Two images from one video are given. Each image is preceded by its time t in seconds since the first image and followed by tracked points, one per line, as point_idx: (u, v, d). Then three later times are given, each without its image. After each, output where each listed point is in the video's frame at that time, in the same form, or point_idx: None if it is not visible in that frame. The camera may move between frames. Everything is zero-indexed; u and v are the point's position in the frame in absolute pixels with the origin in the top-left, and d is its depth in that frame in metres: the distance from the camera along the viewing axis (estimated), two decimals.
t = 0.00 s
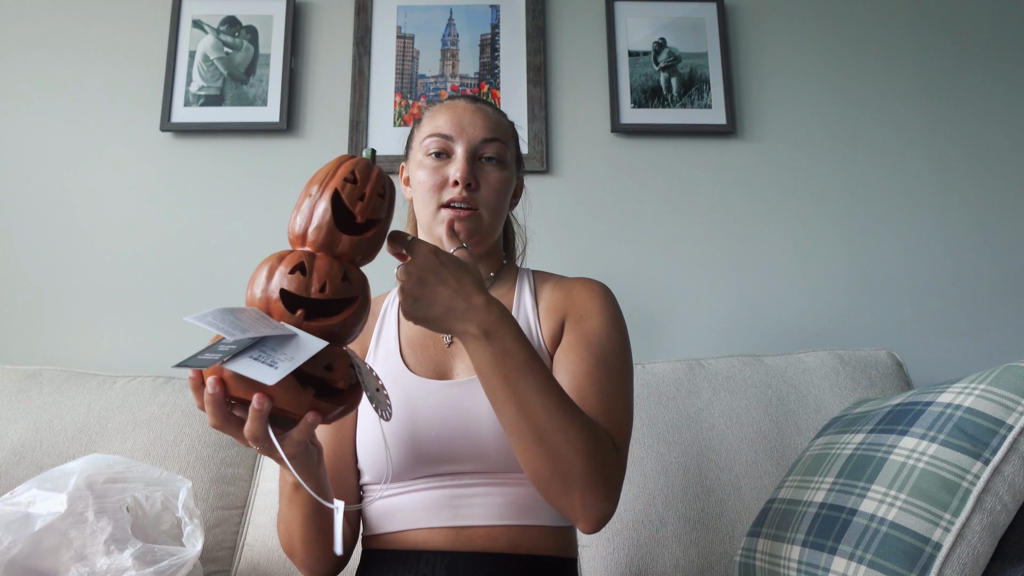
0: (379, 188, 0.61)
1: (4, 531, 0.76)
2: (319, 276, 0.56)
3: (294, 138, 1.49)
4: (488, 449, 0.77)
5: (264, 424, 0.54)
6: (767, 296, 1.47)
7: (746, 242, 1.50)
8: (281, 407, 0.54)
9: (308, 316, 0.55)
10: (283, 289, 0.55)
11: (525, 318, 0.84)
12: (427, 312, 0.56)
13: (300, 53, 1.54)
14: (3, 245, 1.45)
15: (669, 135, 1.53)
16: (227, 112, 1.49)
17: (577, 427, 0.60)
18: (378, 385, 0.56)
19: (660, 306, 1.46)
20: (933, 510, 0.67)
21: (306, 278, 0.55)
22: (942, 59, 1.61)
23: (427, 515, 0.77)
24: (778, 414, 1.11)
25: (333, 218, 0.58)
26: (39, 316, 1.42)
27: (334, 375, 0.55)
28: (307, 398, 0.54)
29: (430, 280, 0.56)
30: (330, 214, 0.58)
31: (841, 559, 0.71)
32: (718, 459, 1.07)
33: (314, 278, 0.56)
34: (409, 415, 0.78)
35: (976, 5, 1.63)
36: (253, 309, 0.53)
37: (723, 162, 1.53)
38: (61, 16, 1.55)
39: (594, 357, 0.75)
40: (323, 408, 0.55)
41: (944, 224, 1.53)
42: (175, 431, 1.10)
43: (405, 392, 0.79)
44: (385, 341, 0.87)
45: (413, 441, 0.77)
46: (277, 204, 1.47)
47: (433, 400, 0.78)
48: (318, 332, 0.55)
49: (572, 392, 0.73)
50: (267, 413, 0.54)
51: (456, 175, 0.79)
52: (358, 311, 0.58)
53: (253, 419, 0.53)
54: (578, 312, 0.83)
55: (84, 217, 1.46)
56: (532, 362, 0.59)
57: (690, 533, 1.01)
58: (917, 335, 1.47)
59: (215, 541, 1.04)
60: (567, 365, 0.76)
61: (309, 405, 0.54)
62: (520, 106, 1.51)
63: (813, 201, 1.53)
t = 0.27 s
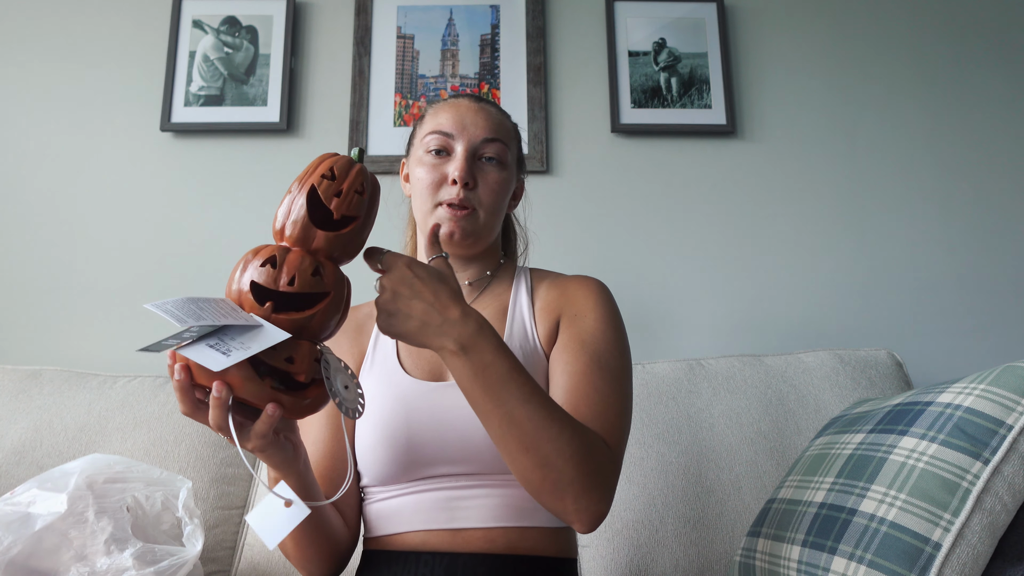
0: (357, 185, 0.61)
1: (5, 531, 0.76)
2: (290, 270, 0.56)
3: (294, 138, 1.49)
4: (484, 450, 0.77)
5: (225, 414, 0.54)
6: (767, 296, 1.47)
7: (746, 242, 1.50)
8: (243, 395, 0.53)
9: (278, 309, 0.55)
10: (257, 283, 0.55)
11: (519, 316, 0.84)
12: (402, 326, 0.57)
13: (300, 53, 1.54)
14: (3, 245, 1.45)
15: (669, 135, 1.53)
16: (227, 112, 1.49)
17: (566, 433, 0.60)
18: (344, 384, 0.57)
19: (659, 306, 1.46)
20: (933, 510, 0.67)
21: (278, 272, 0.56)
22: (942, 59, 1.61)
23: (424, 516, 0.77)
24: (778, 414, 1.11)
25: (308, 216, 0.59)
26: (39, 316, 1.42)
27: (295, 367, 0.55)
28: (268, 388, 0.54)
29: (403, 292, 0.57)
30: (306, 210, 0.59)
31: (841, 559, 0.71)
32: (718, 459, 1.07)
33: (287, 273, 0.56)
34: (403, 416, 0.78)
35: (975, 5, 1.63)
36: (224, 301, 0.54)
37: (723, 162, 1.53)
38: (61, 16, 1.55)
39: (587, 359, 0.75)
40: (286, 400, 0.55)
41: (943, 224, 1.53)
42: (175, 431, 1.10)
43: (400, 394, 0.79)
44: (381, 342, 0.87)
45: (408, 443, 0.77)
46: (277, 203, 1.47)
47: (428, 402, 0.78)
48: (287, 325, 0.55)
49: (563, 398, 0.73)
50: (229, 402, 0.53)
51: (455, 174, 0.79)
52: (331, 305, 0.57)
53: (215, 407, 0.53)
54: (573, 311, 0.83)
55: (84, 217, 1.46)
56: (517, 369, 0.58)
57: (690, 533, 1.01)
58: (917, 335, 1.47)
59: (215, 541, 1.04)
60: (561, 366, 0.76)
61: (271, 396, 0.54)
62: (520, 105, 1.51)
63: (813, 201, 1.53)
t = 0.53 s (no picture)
0: (340, 185, 0.61)
1: (4, 532, 0.76)
2: (275, 274, 0.56)
3: (294, 138, 1.50)
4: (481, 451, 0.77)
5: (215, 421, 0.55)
6: (766, 296, 1.47)
7: (746, 242, 1.50)
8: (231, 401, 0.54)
9: (264, 314, 0.55)
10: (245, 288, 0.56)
11: (517, 317, 0.84)
12: (390, 328, 0.58)
13: (300, 54, 1.54)
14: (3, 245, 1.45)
15: (668, 135, 1.53)
16: (227, 112, 1.49)
17: (559, 438, 0.60)
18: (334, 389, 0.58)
19: (659, 306, 1.46)
20: (933, 510, 0.67)
21: (263, 278, 0.56)
22: (942, 59, 1.61)
23: (422, 516, 0.77)
24: (778, 414, 1.11)
25: (293, 218, 0.59)
26: (39, 316, 1.42)
27: (284, 375, 0.55)
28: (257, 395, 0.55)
29: (394, 295, 0.58)
30: (290, 213, 0.59)
31: (841, 559, 0.71)
32: (718, 459, 1.07)
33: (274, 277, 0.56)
34: (402, 416, 0.78)
35: (976, 5, 1.63)
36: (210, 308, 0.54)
37: (723, 162, 1.53)
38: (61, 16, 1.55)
39: (582, 361, 0.75)
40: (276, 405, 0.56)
41: (944, 224, 1.53)
42: (175, 431, 1.10)
43: (398, 394, 0.79)
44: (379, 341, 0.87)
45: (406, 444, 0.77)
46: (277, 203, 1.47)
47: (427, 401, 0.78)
48: (274, 330, 0.55)
49: (557, 401, 0.73)
50: (219, 411, 0.54)
51: (451, 172, 0.79)
52: (318, 309, 0.58)
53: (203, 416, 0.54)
54: (570, 312, 0.83)
55: (84, 217, 1.47)
56: (509, 373, 0.58)
57: (689, 533, 1.01)
58: (917, 335, 1.47)
59: (215, 541, 1.04)
60: (557, 367, 0.77)
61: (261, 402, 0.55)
62: (520, 105, 1.51)
63: (813, 201, 1.53)
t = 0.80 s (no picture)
0: (341, 192, 0.61)
1: (4, 532, 0.76)
2: (271, 282, 0.56)
3: (294, 138, 1.50)
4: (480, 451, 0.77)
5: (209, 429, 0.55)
6: (766, 296, 1.47)
7: (746, 242, 1.50)
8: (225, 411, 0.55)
9: (259, 322, 0.55)
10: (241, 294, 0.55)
11: (517, 317, 0.84)
12: (397, 319, 0.57)
13: (300, 54, 1.54)
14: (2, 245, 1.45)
15: (668, 135, 1.53)
16: (227, 112, 1.49)
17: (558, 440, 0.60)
18: (327, 398, 0.57)
19: (659, 306, 1.46)
20: (934, 510, 0.67)
21: (260, 284, 0.56)
22: (942, 59, 1.61)
23: (421, 516, 0.77)
24: (778, 414, 1.11)
25: (291, 224, 0.58)
26: (39, 316, 1.42)
27: (276, 385, 0.55)
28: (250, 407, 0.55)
29: (404, 285, 0.57)
30: (290, 219, 0.59)
31: (841, 559, 0.71)
32: (718, 458, 1.07)
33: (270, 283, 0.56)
34: (401, 417, 0.78)
35: (976, 5, 1.63)
36: (206, 314, 0.54)
37: (723, 162, 1.53)
38: (61, 15, 1.55)
39: (582, 362, 0.75)
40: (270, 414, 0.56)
41: (943, 225, 1.53)
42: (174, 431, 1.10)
43: (397, 395, 0.79)
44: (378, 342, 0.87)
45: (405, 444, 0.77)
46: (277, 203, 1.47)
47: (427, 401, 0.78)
48: (269, 338, 0.55)
49: (556, 402, 0.73)
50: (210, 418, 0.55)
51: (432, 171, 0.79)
52: (315, 317, 0.57)
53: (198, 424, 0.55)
54: (570, 313, 0.83)
55: (84, 217, 1.46)
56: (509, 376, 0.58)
57: (689, 533, 1.01)
58: (917, 335, 1.47)
59: (215, 541, 1.04)
60: (557, 368, 0.76)
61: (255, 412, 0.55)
62: (520, 105, 1.51)
63: (813, 201, 1.53)
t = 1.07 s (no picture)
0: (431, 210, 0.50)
1: (4, 531, 0.76)
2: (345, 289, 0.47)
3: (294, 138, 1.49)
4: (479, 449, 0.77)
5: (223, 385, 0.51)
6: (766, 296, 1.48)
7: (746, 242, 1.50)
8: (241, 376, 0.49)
9: (289, 297, 0.48)
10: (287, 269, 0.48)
11: (518, 322, 0.84)
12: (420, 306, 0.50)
13: (300, 54, 1.54)
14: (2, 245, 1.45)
15: (668, 135, 1.53)
16: (227, 112, 1.49)
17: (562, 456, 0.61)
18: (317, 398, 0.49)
19: (659, 307, 1.46)
20: (934, 510, 0.67)
21: (298, 265, 0.48)
22: (941, 59, 1.61)
23: (420, 517, 0.77)
24: (778, 414, 1.11)
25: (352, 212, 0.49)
26: (39, 316, 1.42)
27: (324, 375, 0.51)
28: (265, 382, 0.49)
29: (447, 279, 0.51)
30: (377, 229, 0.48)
31: (841, 559, 0.71)
32: (718, 458, 1.07)
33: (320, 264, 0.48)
34: (399, 418, 0.78)
35: (976, 5, 1.63)
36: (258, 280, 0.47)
37: (723, 162, 1.53)
38: (61, 15, 1.54)
39: (584, 373, 0.75)
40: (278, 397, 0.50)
41: (943, 225, 1.53)
42: (174, 430, 1.10)
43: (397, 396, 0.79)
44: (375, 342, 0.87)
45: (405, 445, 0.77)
46: (277, 204, 1.47)
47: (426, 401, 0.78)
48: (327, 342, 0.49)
49: (557, 412, 0.73)
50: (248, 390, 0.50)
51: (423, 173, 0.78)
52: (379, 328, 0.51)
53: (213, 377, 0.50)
54: (570, 317, 0.83)
55: (84, 217, 1.46)
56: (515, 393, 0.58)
57: (689, 533, 1.01)
58: (917, 335, 1.47)
59: (215, 540, 1.04)
60: (557, 377, 0.76)
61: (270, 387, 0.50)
62: (521, 106, 1.51)
63: (813, 201, 1.53)
